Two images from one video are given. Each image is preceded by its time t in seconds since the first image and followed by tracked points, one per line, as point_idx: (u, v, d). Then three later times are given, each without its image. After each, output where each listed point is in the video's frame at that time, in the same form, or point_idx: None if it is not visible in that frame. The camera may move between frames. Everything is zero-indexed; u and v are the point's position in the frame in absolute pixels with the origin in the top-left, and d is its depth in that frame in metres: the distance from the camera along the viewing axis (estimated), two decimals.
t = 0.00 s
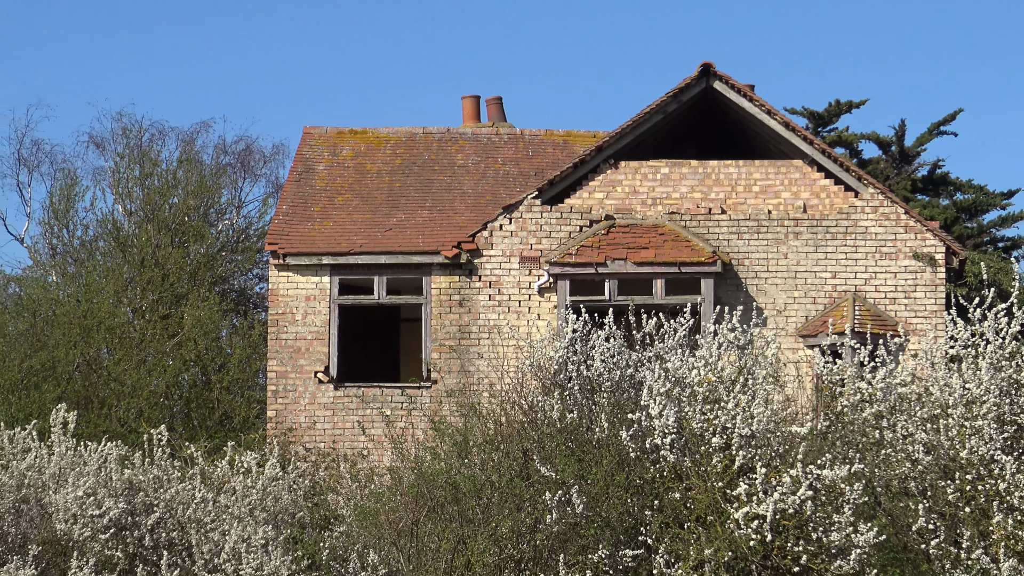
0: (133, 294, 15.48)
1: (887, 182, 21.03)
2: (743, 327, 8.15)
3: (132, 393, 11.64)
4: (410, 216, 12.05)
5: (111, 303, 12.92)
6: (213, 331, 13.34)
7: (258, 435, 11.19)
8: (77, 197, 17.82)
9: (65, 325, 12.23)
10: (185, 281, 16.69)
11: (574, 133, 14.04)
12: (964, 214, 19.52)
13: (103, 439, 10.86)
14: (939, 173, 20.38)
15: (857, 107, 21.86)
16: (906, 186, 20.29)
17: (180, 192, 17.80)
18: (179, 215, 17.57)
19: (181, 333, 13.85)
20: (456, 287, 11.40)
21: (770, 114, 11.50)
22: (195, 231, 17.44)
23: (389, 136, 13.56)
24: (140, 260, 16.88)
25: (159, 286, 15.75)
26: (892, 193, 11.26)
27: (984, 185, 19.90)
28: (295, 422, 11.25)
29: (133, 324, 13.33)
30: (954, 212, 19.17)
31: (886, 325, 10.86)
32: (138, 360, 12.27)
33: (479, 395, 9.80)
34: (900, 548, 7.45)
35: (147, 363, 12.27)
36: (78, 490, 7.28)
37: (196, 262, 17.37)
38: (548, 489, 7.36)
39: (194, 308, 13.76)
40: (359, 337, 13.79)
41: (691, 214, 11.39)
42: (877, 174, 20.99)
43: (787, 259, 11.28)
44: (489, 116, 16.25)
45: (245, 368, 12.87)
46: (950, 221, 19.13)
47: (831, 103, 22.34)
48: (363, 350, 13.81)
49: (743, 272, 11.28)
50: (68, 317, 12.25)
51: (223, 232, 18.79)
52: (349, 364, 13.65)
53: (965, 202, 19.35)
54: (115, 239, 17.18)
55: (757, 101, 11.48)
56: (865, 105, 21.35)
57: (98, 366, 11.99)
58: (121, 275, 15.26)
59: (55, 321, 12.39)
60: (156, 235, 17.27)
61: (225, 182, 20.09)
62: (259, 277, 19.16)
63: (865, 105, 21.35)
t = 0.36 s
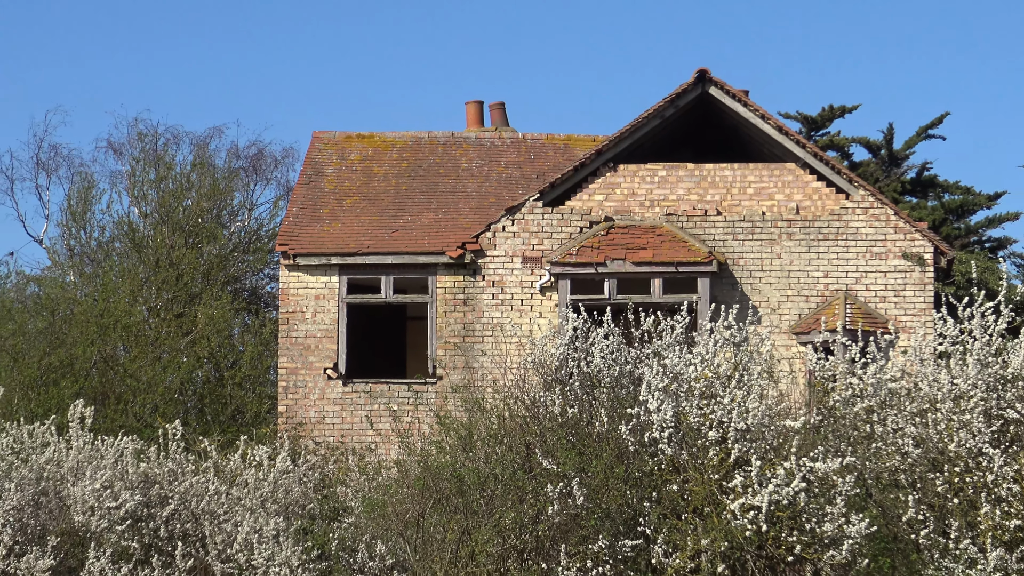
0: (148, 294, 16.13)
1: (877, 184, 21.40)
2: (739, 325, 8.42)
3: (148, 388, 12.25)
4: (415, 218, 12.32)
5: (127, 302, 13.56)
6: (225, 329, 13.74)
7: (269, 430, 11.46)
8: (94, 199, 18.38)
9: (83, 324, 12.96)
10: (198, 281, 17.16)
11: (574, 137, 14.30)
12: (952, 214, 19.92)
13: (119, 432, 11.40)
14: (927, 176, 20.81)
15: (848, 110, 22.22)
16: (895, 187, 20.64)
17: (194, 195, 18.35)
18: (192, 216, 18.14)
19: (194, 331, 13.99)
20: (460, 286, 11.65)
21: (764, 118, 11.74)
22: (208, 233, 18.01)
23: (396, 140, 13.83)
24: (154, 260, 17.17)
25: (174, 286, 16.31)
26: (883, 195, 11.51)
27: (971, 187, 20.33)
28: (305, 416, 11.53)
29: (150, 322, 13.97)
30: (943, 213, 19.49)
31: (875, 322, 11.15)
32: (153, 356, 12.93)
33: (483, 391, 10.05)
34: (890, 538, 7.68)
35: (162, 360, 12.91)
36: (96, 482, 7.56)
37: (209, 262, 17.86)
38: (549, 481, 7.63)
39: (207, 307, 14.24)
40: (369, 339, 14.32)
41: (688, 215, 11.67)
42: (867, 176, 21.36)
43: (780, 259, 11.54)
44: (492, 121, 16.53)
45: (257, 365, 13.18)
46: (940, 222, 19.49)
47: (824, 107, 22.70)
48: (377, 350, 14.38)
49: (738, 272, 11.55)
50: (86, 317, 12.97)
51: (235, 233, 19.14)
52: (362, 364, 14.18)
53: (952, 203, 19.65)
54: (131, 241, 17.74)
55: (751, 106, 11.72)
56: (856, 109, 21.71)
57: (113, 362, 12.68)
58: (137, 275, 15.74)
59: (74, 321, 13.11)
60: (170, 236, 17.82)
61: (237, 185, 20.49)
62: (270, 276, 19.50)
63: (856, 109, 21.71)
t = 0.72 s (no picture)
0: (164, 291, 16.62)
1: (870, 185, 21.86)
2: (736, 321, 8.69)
3: (164, 382, 12.60)
4: (423, 218, 12.58)
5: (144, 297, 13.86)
6: (238, 325, 14.11)
7: (281, 423, 11.75)
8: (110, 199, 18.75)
9: (101, 319, 13.23)
10: (213, 280, 17.50)
11: (577, 138, 14.52)
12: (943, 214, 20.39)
13: (136, 425, 11.78)
14: (919, 176, 21.31)
15: (843, 112, 22.65)
16: (888, 188, 21.16)
17: (207, 195, 18.73)
18: (206, 216, 18.49)
19: (210, 328, 14.21)
20: (466, 284, 11.95)
21: (761, 120, 11.96)
22: (222, 232, 18.35)
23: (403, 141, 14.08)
24: (170, 260, 17.76)
25: (189, 284, 16.80)
26: (876, 195, 11.76)
27: (962, 188, 20.74)
28: (316, 410, 11.84)
29: (163, 318, 14.02)
30: (935, 212, 19.95)
31: (869, 318, 11.42)
32: (169, 352, 13.13)
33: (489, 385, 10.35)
34: (883, 527, 7.86)
35: (177, 356, 13.14)
36: (112, 473, 7.82)
37: (223, 261, 18.20)
38: (553, 473, 7.85)
39: (221, 303, 14.56)
40: (376, 329, 14.67)
41: (686, 215, 11.91)
42: (861, 177, 21.85)
43: (776, 256, 11.81)
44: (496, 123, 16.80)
45: (269, 360, 13.86)
46: (933, 222, 19.87)
47: (820, 110, 23.16)
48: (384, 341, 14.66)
49: (735, 270, 11.82)
50: (104, 313, 13.25)
51: (248, 232, 19.77)
52: (369, 352, 14.52)
53: (944, 204, 20.15)
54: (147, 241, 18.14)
55: (748, 108, 11.92)
56: (850, 112, 22.18)
57: (130, 358, 12.91)
58: (152, 272, 16.12)
59: (92, 316, 13.43)
60: (185, 236, 18.25)
61: (248, 187, 20.78)
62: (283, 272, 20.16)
63: (850, 112, 22.18)
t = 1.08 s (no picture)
0: (180, 281, 17.65)
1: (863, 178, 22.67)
2: (733, 311, 8.94)
3: (180, 371, 13.32)
4: (430, 211, 12.92)
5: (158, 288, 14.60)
6: (252, 316, 14.90)
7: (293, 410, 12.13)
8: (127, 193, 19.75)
9: (118, 309, 13.91)
10: (226, 272, 18.58)
11: (579, 134, 14.81)
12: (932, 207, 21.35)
13: (153, 413, 12.42)
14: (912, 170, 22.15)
15: (836, 109, 23.40)
16: (881, 182, 21.96)
17: (221, 189, 19.75)
18: (221, 210, 19.49)
19: (222, 318, 15.24)
20: (472, 275, 12.30)
21: (758, 117, 12.38)
22: (236, 225, 19.36)
23: (410, 137, 14.44)
24: (185, 250, 18.75)
25: (204, 275, 17.84)
26: (869, 188, 12.21)
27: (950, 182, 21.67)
28: (328, 397, 12.23)
29: (179, 310, 14.89)
30: (926, 204, 20.65)
31: (862, 307, 11.83)
32: (184, 341, 13.99)
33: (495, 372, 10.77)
34: (876, 510, 8.07)
35: (193, 344, 14.01)
36: (130, 459, 8.09)
37: (237, 253, 19.26)
38: (556, 457, 8.13)
39: (235, 294, 15.30)
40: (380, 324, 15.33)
41: (686, 207, 12.32)
42: (855, 171, 22.63)
43: (773, 248, 12.23)
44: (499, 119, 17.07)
45: (282, 349, 14.61)
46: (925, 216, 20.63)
47: (813, 106, 23.89)
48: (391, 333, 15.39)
49: (733, 261, 12.22)
50: (120, 304, 13.87)
51: (261, 226, 20.54)
52: (378, 343, 15.27)
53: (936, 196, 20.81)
54: (162, 232, 19.13)
55: (746, 105, 12.34)
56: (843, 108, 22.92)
57: (148, 347, 13.69)
58: (167, 263, 17.17)
59: (108, 306, 14.06)
60: (200, 228, 19.19)
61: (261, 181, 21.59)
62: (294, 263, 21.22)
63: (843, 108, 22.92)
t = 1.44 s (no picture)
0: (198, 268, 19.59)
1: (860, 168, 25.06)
2: (733, 297, 9.24)
3: (195, 356, 14.54)
4: (438, 200, 13.83)
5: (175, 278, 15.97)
6: (265, 302, 16.51)
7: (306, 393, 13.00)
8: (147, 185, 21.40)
9: (136, 296, 15.23)
10: (241, 260, 20.26)
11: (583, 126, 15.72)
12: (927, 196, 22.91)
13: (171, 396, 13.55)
14: (905, 162, 24.23)
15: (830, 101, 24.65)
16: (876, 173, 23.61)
17: (236, 179, 21.26)
18: (235, 200, 21.15)
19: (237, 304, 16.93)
20: (480, 262, 13.21)
21: (756, 109, 13.19)
22: (250, 214, 21.09)
23: (420, 129, 15.35)
24: (201, 239, 20.63)
25: (218, 262, 19.59)
26: (864, 177, 13.09)
27: (944, 172, 23.56)
28: (339, 380, 13.06)
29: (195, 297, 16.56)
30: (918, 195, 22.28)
31: (858, 293, 12.63)
32: (199, 326, 15.48)
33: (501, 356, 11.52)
34: (873, 491, 8.28)
35: (208, 330, 15.51)
36: (147, 441, 8.38)
37: (250, 241, 21.06)
38: (561, 439, 8.47)
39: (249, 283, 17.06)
40: (394, 307, 15.73)
41: (686, 196, 13.23)
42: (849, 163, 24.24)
43: (771, 236, 13.12)
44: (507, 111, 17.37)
45: (294, 334, 16.23)
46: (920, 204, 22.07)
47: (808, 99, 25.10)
48: (401, 318, 15.84)
49: (732, 249, 13.15)
50: (140, 292, 15.14)
51: (274, 215, 22.27)
52: (388, 330, 15.57)
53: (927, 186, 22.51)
54: (179, 222, 20.80)
55: (744, 98, 13.15)
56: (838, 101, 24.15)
57: (164, 332, 14.99)
58: (183, 252, 18.86)
59: (127, 295, 15.25)
60: (215, 218, 20.95)
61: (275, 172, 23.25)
62: (305, 252, 22.72)
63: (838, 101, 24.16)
